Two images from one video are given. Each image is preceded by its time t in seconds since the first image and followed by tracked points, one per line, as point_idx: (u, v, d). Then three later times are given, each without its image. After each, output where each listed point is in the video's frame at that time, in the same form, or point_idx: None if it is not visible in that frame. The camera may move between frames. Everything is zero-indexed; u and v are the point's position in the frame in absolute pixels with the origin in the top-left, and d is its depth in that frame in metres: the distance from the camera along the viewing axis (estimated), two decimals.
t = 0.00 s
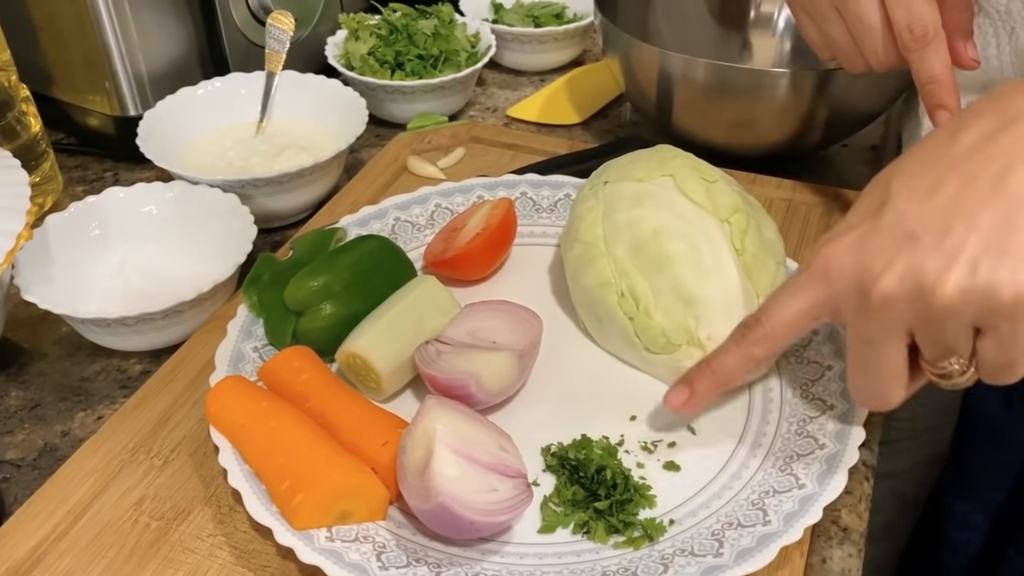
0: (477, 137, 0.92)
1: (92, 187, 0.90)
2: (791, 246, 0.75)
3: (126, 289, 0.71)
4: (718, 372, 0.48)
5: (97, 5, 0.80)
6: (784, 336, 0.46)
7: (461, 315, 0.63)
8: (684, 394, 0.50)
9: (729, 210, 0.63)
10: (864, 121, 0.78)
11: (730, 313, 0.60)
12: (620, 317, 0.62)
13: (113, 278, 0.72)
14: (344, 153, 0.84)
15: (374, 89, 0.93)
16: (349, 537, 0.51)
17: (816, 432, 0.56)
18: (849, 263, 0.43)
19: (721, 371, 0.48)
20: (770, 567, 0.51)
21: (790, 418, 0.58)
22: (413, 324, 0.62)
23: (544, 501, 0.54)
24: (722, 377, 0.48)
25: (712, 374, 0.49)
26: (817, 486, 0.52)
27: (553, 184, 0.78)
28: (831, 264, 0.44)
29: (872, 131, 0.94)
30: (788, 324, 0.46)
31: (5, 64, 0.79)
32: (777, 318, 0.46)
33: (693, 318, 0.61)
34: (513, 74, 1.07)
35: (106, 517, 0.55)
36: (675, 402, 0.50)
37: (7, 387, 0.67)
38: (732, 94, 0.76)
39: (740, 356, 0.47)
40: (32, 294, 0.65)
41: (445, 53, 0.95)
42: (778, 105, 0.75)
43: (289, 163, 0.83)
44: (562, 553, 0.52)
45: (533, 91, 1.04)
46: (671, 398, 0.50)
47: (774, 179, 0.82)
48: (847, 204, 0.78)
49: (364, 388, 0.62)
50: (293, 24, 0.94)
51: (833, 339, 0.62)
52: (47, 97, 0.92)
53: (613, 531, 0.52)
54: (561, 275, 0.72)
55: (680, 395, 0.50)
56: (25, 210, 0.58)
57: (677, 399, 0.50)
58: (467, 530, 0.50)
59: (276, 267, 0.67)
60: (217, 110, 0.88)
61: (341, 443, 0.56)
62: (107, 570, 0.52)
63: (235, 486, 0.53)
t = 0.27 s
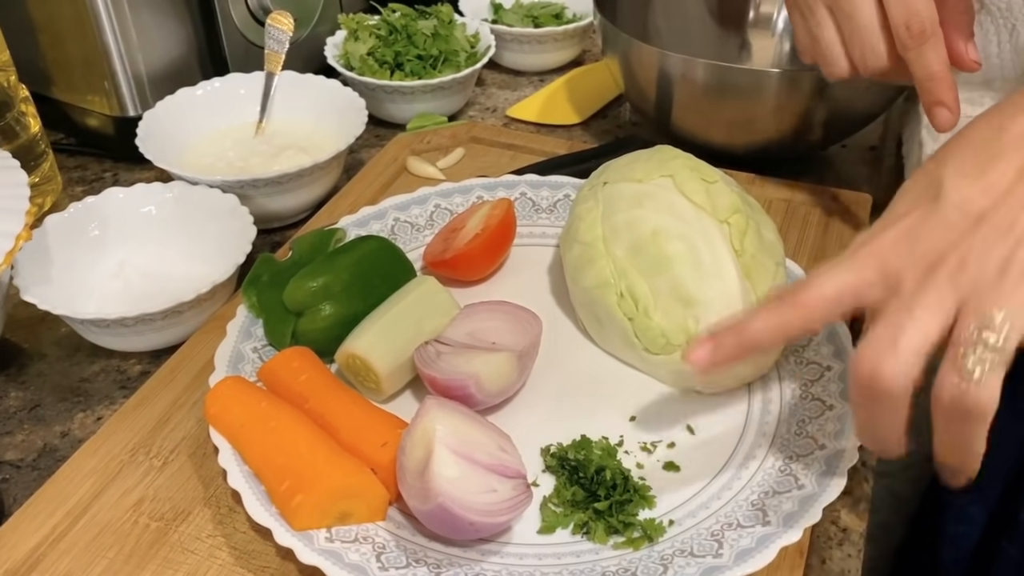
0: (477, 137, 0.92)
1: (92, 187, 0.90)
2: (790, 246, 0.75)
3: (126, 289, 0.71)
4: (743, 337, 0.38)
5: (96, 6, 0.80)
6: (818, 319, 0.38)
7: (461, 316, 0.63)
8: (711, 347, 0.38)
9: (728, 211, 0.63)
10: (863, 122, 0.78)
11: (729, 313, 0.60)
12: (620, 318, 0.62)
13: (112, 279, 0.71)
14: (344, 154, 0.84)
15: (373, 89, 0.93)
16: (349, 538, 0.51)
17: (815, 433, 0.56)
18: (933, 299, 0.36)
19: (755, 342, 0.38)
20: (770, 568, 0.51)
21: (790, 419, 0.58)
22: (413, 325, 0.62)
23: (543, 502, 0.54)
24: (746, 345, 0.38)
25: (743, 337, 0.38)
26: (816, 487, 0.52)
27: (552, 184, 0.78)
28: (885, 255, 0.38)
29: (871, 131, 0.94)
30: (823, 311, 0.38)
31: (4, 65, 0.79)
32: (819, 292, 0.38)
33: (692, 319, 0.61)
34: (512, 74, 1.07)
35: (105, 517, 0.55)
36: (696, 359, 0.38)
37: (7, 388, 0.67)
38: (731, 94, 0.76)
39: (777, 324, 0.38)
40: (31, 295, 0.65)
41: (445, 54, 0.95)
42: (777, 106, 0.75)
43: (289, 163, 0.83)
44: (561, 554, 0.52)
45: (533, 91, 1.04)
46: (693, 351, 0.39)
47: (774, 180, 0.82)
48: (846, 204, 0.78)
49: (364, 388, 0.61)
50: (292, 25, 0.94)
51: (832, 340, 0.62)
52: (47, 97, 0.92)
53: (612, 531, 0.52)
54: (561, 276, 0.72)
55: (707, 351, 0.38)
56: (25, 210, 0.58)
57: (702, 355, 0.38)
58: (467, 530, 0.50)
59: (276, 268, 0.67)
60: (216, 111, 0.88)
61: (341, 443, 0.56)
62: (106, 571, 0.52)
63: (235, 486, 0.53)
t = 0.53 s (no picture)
0: (477, 136, 0.92)
1: (92, 187, 0.90)
2: (789, 245, 0.75)
3: (127, 288, 0.71)
4: (828, 334, 0.33)
5: (97, 6, 0.81)
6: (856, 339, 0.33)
7: (461, 315, 0.63)
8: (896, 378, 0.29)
9: (728, 209, 0.63)
10: (861, 121, 0.79)
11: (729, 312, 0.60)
12: (619, 316, 0.63)
13: (113, 278, 0.72)
14: (344, 153, 0.84)
15: (373, 88, 0.93)
16: (349, 535, 0.51)
17: (814, 431, 0.56)
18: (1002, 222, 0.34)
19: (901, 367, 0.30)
20: (769, 565, 0.51)
21: (789, 417, 0.58)
22: (413, 323, 0.62)
23: (543, 499, 0.55)
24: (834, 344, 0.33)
25: (832, 332, 0.33)
26: (815, 484, 0.52)
27: (552, 183, 0.78)
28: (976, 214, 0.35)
29: (870, 130, 0.94)
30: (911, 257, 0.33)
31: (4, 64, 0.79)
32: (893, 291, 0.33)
33: (692, 317, 0.61)
34: (512, 74, 1.08)
35: (107, 515, 0.55)
36: (885, 394, 0.29)
37: (8, 386, 0.67)
38: (731, 93, 0.76)
39: (936, 274, 0.33)
40: (32, 294, 0.66)
41: (444, 53, 0.95)
42: (776, 105, 0.76)
43: (289, 162, 0.83)
44: (561, 551, 0.52)
45: (532, 90, 1.04)
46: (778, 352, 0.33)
47: (773, 178, 0.82)
48: (845, 203, 0.78)
49: (365, 386, 0.62)
50: (292, 24, 0.94)
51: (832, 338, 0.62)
52: (47, 96, 0.93)
53: (612, 529, 0.52)
54: (561, 275, 0.72)
55: (792, 352, 0.33)
56: (26, 209, 0.58)
57: (787, 356, 0.33)
58: (467, 528, 0.50)
59: (276, 266, 0.68)
60: (217, 110, 0.88)
61: (342, 441, 0.56)
62: (108, 568, 0.52)
63: (236, 484, 0.53)
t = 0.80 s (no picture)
0: (475, 136, 0.92)
1: (91, 187, 0.90)
2: (787, 244, 0.75)
3: (125, 288, 0.71)
4: (870, 313, 0.29)
5: (95, 6, 0.81)
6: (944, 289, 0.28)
7: (459, 314, 0.63)
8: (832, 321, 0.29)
9: (725, 209, 0.63)
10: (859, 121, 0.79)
11: (726, 312, 0.60)
12: (616, 316, 0.63)
13: (112, 278, 0.72)
14: (342, 153, 0.84)
15: (372, 88, 0.93)
16: (347, 534, 0.51)
17: (811, 430, 0.57)
18: None
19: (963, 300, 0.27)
20: (766, 563, 0.51)
21: (786, 416, 0.58)
22: (411, 323, 0.62)
23: (541, 498, 0.55)
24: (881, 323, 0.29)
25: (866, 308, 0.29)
26: (812, 483, 0.53)
27: (550, 183, 0.78)
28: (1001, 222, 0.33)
29: (867, 130, 0.94)
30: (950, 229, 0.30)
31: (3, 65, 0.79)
32: (929, 260, 0.29)
33: (689, 317, 0.61)
34: (511, 73, 1.08)
35: (105, 515, 0.55)
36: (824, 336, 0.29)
37: (7, 386, 0.67)
38: (728, 93, 0.76)
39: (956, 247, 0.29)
40: (31, 294, 0.66)
41: (443, 53, 0.95)
42: (774, 104, 0.76)
43: (287, 163, 0.83)
44: (559, 549, 0.52)
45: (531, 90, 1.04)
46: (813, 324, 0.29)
47: (771, 178, 0.82)
48: (842, 202, 0.79)
49: (363, 386, 0.62)
50: (290, 25, 0.94)
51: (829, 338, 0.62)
52: (45, 97, 0.93)
53: (609, 527, 0.52)
54: (559, 274, 0.72)
55: (835, 325, 0.29)
56: (24, 209, 0.58)
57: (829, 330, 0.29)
58: (464, 527, 0.51)
59: (275, 266, 0.68)
60: (215, 110, 0.89)
61: (340, 441, 0.56)
62: (107, 567, 0.52)
63: (234, 484, 0.53)
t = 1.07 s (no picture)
0: (473, 136, 0.92)
1: (88, 187, 0.90)
2: (784, 244, 0.75)
3: (122, 289, 0.71)
4: (874, 366, 0.36)
5: (92, 6, 0.81)
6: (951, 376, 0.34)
7: (457, 315, 0.63)
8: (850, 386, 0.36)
9: (722, 208, 0.63)
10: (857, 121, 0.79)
11: (724, 312, 0.60)
12: (614, 316, 0.63)
13: (109, 278, 0.72)
14: (340, 153, 0.84)
15: (369, 88, 0.93)
16: (344, 536, 0.51)
17: (808, 430, 0.57)
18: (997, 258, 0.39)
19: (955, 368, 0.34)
20: (763, 564, 0.51)
21: (783, 417, 0.58)
22: (409, 323, 0.62)
23: (538, 500, 0.55)
24: (879, 374, 0.36)
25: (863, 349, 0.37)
26: (809, 484, 0.53)
27: (548, 183, 0.78)
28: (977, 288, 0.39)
29: (865, 130, 0.94)
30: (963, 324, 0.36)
31: None
32: (918, 314, 0.37)
33: (686, 317, 0.61)
34: (508, 73, 1.08)
35: (102, 516, 0.55)
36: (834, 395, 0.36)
37: (3, 388, 0.67)
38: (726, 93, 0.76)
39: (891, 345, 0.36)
40: (28, 295, 0.66)
41: (441, 53, 0.95)
42: (771, 105, 0.76)
43: (285, 163, 0.83)
44: (556, 551, 0.52)
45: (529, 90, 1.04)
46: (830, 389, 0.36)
47: (769, 178, 0.82)
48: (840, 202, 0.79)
49: (360, 387, 0.62)
50: (288, 24, 0.94)
51: (826, 338, 0.62)
52: (42, 97, 0.93)
53: (607, 529, 0.52)
54: (556, 275, 0.72)
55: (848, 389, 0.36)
56: (21, 210, 0.58)
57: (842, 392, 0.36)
58: (461, 529, 0.50)
59: (271, 267, 0.68)
60: (213, 110, 0.88)
61: (336, 442, 0.56)
62: (104, 569, 0.52)
63: (230, 485, 0.53)
